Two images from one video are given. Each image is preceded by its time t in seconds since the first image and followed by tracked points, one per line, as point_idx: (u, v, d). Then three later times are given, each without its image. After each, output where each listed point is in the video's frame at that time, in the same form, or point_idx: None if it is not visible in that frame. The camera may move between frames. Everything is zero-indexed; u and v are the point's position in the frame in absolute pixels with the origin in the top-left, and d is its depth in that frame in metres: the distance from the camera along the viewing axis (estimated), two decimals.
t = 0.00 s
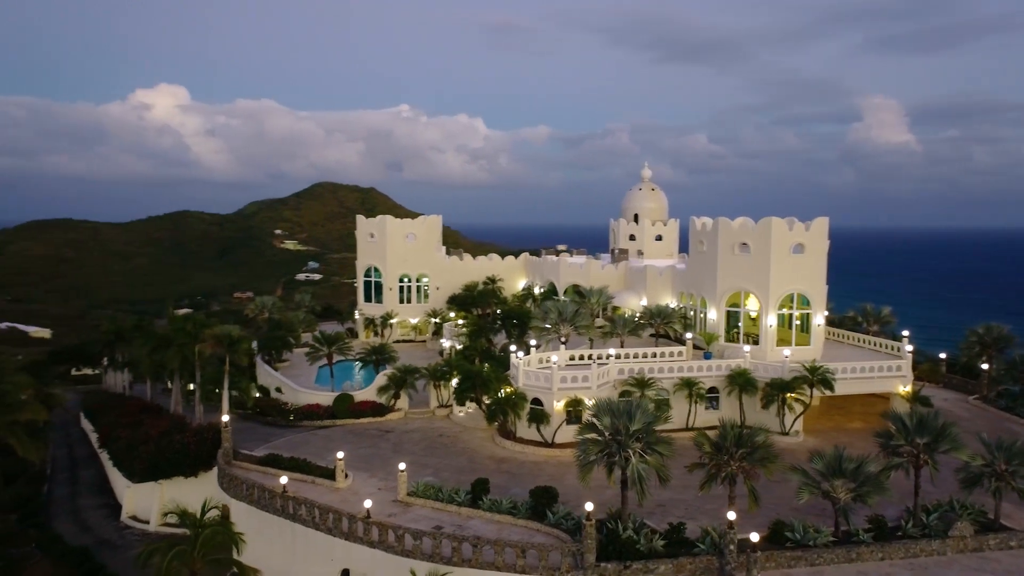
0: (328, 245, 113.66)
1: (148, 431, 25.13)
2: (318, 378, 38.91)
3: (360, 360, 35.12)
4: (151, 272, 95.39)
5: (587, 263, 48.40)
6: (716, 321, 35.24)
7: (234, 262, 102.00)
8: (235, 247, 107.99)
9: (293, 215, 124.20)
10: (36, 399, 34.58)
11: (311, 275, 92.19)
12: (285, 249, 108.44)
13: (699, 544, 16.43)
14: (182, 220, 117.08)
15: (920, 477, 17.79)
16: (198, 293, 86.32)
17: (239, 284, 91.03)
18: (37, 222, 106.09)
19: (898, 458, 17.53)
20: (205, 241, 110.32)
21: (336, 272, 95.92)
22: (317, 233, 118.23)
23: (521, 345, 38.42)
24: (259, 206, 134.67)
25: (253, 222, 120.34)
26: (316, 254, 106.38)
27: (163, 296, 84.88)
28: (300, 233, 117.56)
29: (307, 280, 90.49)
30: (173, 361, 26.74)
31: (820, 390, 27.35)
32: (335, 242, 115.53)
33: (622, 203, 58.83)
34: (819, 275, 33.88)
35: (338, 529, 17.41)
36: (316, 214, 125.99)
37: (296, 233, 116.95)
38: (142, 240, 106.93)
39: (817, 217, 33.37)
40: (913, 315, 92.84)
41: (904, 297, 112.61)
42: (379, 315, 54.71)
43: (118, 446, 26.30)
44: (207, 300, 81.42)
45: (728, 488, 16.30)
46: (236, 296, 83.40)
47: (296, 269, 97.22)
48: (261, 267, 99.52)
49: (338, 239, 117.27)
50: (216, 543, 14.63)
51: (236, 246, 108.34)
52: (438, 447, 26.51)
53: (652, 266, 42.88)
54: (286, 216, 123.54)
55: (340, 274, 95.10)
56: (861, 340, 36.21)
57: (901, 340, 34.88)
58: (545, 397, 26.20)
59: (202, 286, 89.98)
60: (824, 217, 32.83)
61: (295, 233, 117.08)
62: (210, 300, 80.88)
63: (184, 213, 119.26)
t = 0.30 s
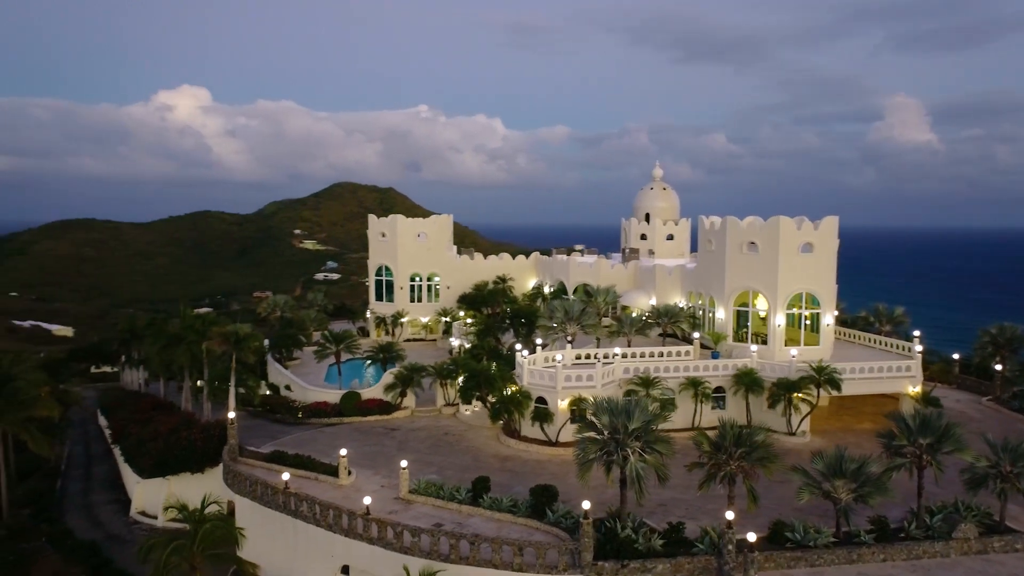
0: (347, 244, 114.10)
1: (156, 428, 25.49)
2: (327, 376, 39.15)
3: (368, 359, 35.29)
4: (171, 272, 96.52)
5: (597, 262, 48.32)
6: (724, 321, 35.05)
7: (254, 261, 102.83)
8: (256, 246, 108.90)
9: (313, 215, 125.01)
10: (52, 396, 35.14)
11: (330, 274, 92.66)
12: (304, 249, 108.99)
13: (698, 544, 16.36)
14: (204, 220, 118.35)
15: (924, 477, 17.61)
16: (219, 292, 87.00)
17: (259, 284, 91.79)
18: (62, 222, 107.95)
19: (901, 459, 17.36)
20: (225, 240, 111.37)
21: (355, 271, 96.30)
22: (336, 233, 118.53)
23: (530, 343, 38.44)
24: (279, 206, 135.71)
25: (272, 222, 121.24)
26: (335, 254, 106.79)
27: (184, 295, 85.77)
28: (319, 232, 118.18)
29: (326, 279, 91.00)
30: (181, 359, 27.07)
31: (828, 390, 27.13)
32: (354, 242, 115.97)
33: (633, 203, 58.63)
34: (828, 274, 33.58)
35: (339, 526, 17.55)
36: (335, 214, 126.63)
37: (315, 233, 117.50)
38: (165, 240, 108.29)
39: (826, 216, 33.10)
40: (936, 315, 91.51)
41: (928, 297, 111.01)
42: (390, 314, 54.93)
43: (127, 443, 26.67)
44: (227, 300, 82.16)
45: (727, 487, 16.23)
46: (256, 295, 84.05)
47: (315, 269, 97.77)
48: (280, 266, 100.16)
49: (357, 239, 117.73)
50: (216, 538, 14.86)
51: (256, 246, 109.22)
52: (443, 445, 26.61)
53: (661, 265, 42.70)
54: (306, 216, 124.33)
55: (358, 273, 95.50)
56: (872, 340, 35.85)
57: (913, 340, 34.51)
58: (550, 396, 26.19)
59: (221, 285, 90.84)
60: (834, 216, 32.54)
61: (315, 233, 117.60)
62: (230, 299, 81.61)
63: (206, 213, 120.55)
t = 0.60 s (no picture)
0: (363, 244, 114.38)
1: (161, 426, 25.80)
2: (333, 373, 39.40)
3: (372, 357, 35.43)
4: (188, 271, 97.29)
5: (603, 262, 48.24)
6: (729, 320, 34.89)
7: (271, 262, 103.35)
8: (272, 246, 109.57)
9: (329, 215, 125.62)
10: (63, 393, 35.55)
11: (345, 274, 92.98)
12: (320, 249, 109.10)
13: (693, 543, 16.32)
14: (221, 220, 119.33)
15: (923, 478, 17.46)
16: (235, 293, 87.46)
17: (275, 284, 92.33)
18: (82, 222, 109.34)
19: (900, 459, 17.23)
20: (242, 240, 112.16)
21: (370, 271, 96.54)
22: (351, 233, 118.95)
23: (534, 343, 38.47)
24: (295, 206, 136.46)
25: (288, 222, 121.93)
26: (351, 254, 107.11)
27: (203, 294, 86.43)
28: (335, 232, 118.60)
29: (341, 279, 91.34)
30: (185, 356, 27.33)
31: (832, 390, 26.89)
32: (369, 241, 116.28)
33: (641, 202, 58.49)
34: (834, 274, 33.35)
35: (336, 523, 17.66)
36: (350, 214, 127.10)
37: (331, 233, 117.81)
38: (182, 240, 109.27)
39: (831, 215, 32.89)
40: (954, 316, 90.54)
41: (946, 297, 109.78)
42: (397, 313, 55.11)
43: (132, 439, 26.98)
44: (243, 299, 82.71)
45: (722, 487, 16.17)
46: (272, 295, 84.51)
47: (330, 268, 98.17)
48: (297, 266, 100.56)
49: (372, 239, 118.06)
50: (212, 535, 15.05)
51: (272, 246, 109.87)
52: (445, 443, 26.68)
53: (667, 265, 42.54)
54: (321, 216, 124.96)
55: (373, 273, 95.78)
56: (879, 340, 35.55)
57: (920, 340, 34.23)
58: (551, 395, 26.20)
59: (236, 285, 91.49)
60: (840, 215, 32.34)
61: (331, 233, 117.89)
62: (246, 299, 82.15)
63: (223, 213, 121.57)
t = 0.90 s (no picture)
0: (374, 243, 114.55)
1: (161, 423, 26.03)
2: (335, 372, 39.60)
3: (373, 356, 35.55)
4: (204, 271, 97.87)
5: (605, 261, 48.22)
6: (731, 320, 34.77)
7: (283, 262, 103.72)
8: (284, 246, 110.08)
9: (340, 215, 126.07)
10: (69, 391, 35.83)
11: (356, 273, 93.16)
12: (332, 249, 109.07)
13: (685, 542, 16.29)
14: (233, 220, 120.01)
15: (919, 479, 17.35)
16: (246, 292, 87.75)
17: (287, 283, 92.66)
18: (97, 222, 110.29)
19: (894, 459, 17.13)
20: (255, 240, 112.72)
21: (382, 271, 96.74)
22: (363, 233, 119.14)
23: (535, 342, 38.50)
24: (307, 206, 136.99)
25: (300, 222, 122.39)
26: (363, 254, 107.33)
27: (216, 294, 86.97)
28: (347, 232, 118.79)
29: (352, 279, 91.52)
30: (185, 354, 27.51)
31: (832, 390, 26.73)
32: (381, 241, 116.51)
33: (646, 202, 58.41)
34: (836, 274, 33.18)
35: (330, 520, 17.74)
36: (362, 214, 127.46)
37: (343, 233, 117.93)
38: (196, 239, 109.97)
39: (833, 215, 32.73)
40: (969, 316, 89.67)
41: (962, 297, 108.61)
42: (401, 312, 55.23)
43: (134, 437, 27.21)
44: (255, 299, 83.14)
45: (714, 486, 16.13)
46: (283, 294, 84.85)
47: (341, 268, 98.45)
48: (308, 266, 100.83)
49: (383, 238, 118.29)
50: (203, 531, 15.19)
51: (284, 246, 110.34)
52: (444, 442, 26.73)
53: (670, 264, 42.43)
54: (333, 216, 125.43)
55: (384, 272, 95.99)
56: (882, 341, 35.33)
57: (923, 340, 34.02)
58: (549, 394, 26.22)
59: (249, 284, 92.02)
60: (842, 215, 32.15)
61: (342, 233, 118.01)
62: (258, 298, 82.58)
63: (236, 213, 122.30)
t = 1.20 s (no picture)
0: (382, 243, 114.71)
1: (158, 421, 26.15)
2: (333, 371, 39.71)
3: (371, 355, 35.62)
4: (214, 271, 98.28)
5: (605, 261, 48.08)
6: (728, 319, 34.71)
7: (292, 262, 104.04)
8: (292, 246, 110.44)
9: (349, 215, 126.37)
10: (72, 389, 36.01)
11: (365, 274, 93.31)
12: (341, 249, 109.28)
13: (674, 541, 16.27)
14: (242, 220, 120.48)
15: (910, 478, 17.28)
16: (255, 293, 87.96)
17: (296, 283, 92.85)
18: (107, 222, 110.82)
19: (886, 458, 17.05)
20: (264, 240, 113.13)
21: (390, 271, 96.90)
22: (371, 233, 119.32)
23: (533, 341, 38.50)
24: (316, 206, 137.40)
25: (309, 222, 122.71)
26: (371, 254, 107.50)
27: (226, 294, 87.29)
28: (356, 232, 118.99)
29: (360, 279, 91.62)
30: (182, 353, 27.65)
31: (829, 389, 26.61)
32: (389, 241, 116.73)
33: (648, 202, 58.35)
34: (835, 274, 33.05)
35: (320, 517, 17.78)
36: (370, 214, 127.71)
37: (352, 233, 118.07)
38: (205, 239, 110.46)
39: (832, 214, 32.60)
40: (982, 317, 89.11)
41: (973, 297, 107.95)
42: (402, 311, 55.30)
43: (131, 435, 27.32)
44: (264, 298, 83.45)
45: (703, 485, 16.10)
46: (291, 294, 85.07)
47: (349, 268, 98.63)
48: (317, 266, 101.05)
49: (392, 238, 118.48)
50: (191, 528, 15.28)
51: (293, 246, 110.69)
52: (440, 441, 26.77)
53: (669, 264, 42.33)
54: (342, 216, 125.74)
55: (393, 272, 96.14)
56: (882, 340, 35.16)
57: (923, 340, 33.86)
58: (544, 393, 26.23)
59: (259, 284, 92.36)
60: (840, 214, 32.02)
61: (351, 233, 118.22)
62: (266, 298, 82.86)
63: (245, 213, 122.82)
